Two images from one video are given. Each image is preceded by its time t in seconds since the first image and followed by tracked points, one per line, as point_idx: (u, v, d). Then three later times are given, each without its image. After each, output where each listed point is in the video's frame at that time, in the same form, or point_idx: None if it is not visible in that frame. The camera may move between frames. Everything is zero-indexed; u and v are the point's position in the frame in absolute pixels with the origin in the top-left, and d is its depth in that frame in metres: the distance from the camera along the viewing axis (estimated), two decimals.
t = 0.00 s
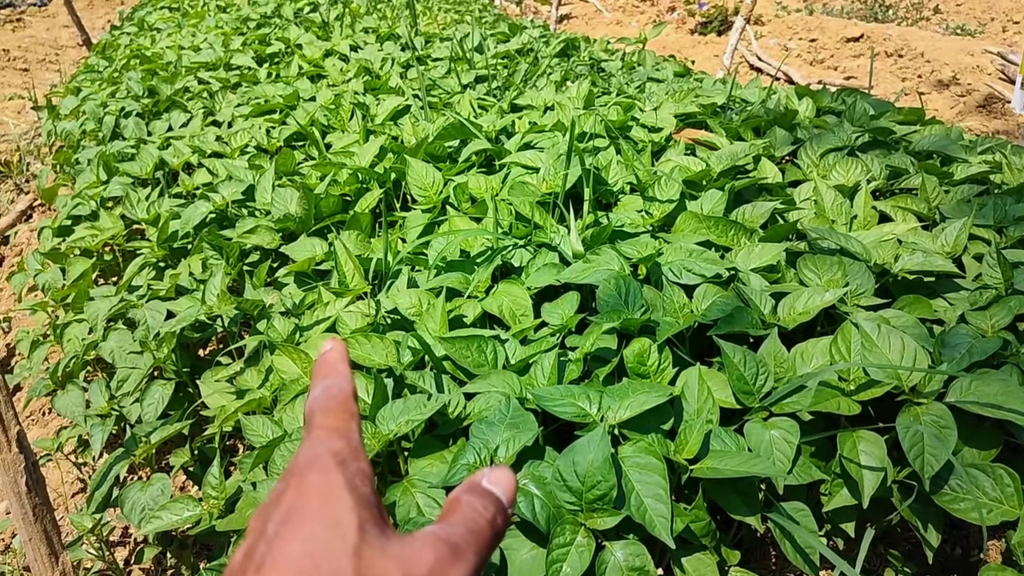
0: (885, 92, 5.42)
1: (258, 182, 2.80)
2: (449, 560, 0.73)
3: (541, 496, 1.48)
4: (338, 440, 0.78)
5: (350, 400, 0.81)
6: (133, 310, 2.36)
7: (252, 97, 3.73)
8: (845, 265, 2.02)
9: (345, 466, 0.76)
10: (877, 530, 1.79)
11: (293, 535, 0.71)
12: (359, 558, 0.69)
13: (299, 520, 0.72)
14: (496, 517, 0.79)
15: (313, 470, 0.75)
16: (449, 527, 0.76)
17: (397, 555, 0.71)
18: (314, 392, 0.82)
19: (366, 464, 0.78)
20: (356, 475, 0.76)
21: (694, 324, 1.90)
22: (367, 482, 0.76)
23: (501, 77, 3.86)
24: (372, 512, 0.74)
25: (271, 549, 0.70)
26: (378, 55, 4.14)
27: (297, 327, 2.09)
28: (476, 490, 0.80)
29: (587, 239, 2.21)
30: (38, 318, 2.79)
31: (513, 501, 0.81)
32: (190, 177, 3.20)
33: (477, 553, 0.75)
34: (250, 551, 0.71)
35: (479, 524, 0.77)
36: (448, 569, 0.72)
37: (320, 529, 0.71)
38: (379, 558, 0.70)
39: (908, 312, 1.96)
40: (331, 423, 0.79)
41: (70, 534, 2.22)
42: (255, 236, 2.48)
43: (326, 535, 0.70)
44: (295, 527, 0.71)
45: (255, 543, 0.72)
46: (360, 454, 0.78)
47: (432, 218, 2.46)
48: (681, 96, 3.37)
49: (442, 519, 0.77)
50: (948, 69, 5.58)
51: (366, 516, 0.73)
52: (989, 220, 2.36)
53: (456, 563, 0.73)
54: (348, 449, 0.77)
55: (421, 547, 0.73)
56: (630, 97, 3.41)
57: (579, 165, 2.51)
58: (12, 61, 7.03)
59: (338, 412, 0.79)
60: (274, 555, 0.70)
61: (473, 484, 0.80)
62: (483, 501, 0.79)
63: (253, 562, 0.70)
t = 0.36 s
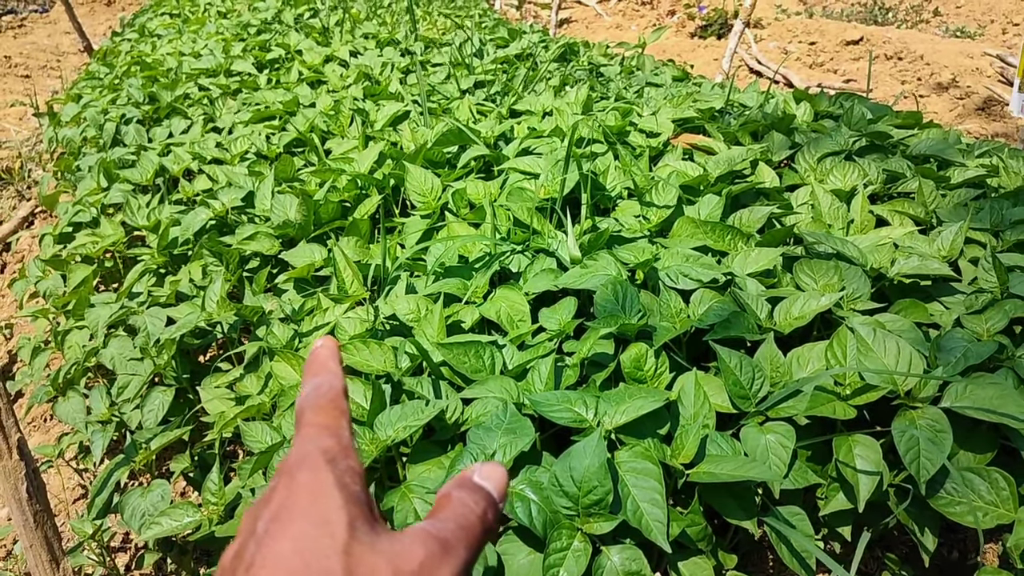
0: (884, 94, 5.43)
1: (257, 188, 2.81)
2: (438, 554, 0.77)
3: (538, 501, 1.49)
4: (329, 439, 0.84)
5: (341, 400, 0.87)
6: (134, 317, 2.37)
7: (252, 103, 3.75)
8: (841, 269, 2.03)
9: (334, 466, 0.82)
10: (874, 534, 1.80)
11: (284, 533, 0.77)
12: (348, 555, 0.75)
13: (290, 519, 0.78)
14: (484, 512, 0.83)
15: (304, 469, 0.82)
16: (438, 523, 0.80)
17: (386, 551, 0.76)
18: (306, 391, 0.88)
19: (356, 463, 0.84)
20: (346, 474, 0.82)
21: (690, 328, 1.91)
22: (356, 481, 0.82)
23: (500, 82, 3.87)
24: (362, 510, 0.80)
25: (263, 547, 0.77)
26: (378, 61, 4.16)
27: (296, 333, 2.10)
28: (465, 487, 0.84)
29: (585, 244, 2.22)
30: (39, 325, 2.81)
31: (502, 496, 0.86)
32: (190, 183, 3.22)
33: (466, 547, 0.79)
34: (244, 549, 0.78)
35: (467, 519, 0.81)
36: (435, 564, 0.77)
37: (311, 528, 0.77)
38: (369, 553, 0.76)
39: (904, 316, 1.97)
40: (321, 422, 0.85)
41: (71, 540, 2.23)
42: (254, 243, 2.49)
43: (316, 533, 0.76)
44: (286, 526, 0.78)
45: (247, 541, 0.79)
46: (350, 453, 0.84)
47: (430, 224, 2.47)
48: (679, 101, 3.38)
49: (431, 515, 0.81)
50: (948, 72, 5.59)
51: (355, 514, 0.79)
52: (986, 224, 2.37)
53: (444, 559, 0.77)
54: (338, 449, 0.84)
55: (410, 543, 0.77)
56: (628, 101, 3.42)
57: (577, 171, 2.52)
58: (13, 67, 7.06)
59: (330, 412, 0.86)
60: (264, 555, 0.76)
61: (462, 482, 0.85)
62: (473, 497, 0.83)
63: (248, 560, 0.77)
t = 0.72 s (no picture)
0: (884, 102, 5.45)
1: (259, 202, 2.82)
2: (405, 528, 0.72)
3: (540, 514, 1.50)
4: (293, 422, 0.83)
5: (306, 383, 0.88)
6: (136, 331, 2.38)
7: (253, 117, 3.77)
8: (841, 279, 2.04)
9: (298, 448, 0.81)
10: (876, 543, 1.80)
11: (248, 517, 0.75)
12: (313, 534, 0.72)
13: (253, 501, 0.76)
14: (453, 486, 0.79)
15: (268, 452, 0.80)
16: (405, 498, 0.75)
17: (352, 527, 0.72)
18: (270, 375, 0.89)
19: (322, 444, 0.83)
20: (311, 455, 0.80)
21: (691, 339, 1.91)
22: (322, 461, 0.80)
23: (499, 93, 3.88)
24: (328, 490, 0.77)
25: (228, 532, 0.75)
26: (378, 73, 4.17)
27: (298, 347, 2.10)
28: (434, 462, 0.80)
29: (585, 255, 2.23)
30: (42, 340, 2.82)
31: (472, 470, 0.82)
32: (192, 197, 3.23)
33: (436, 521, 0.74)
34: (209, 536, 0.76)
35: (436, 493, 0.76)
36: (403, 540, 0.71)
37: (275, 509, 0.75)
38: (334, 531, 0.72)
39: (904, 325, 1.97)
40: (285, 406, 0.85)
41: (75, 555, 2.23)
42: (255, 256, 2.50)
43: (280, 514, 0.74)
44: (249, 509, 0.76)
45: (213, 528, 0.77)
46: (314, 435, 0.83)
47: (431, 236, 2.47)
48: (678, 111, 3.39)
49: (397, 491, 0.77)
50: (947, 78, 5.61)
51: (320, 494, 0.76)
52: (985, 232, 2.38)
53: (412, 533, 0.72)
54: (303, 431, 0.83)
55: (375, 519, 0.72)
56: (627, 112, 3.43)
57: (577, 182, 2.53)
58: (15, 81, 7.10)
59: (295, 396, 0.86)
60: (229, 540, 0.74)
61: (430, 457, 0.81)
62: (441, 471, 0.79)
63: (213, 547, 0.75)
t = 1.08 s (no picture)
0: (884, 108, 5.46)
1: (261, 214, 2.83)
2: (402, 528, 0.68)
3: (545, 525, 1.50)
4: (285, 422, 0.78)
5: (298, 380, 0.82)
6: (140, 344, 2.38)
7: (255, 129, 3.79)
8: (844, 286, 2.04)
9: (291, 449, 0.76)
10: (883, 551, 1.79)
11: (241, 521, 0.70)
12: (307, 536, 0.68)
13: (246, 505, 0.72)
14: (451, 483, 0.73)
15: (261, 453, 0.75)
16: (403, 496, 0.71)
17: (348, 528, 0.69)
18: (262, 372, 0.83)
19: (316, 445, 0.78)
20: (304, 456, 0.76)
21: (695, 348, 1.91)
22: (316, 462, 0.76)
23: (500, 103, 3.90)
24: (323, 491, 0.73)
25: (219, 538, 0.70)
26: (379, 84, 4.19)
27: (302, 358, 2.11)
28: (431, 458, 0.75)
29: (588, 265, 2.23)
30: (46, 353, 2.82)
31: (471, 467, 0.75)
32: (195, 210, 3.24)
33: (434, 521, 0.70)
34: (201, 543, 0.71)
35: (432, 492, 0.71)
36: (399, 540, 0.67)
37: (267, 513, 0.70)
38: (329, 533, 0.68)
39: (908, 332, 1.97)
40: (277, 406, 0.79)
41: (79, 569, 2.23)
42: (258, 268, 2.50)
43: (273, 518, 0.69)
44: (242, 513, 0.71)
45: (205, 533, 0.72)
46: (308, 435, 0.78)
47: (433, 247, 2.48)
48: (679, 119, 3.40)
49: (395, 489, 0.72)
50: (947, 85, 5.62)
51: (315, 496, 0.72)
52: (987, 238, 2.38)
53: (409, 534, 0.68)
54: (295, 431, 0.78)
55: (371, 519, 0.69)
56: (628, 121, 3.44)
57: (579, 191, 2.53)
58: (18, 95, 7.13)
59: (287, 393, 0.80)
60: (222, 544, 0.69)
61: (426, 452, 0.75)
62: (440, 468, 0.73)
63: (204, 553, 0.69)
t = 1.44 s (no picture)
0: (887, 108, 5.45)
1: (263, 213, 2.83)
2: (418, 478, 0.69)
3: (548, 526, 1.49)
4: (296, 364, 0.78)
5: (310, 319, 0.82)
6: (142, 344, 2.37)
7: (257, 129, 3.79)
8: (847, 287, 2.03)
9: (300, 393, 0.76)
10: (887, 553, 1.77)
11: (248, 469, 0.72)
12: (316, 488, 0.69)
13: (254, 453, 0.73)
14: (470, 429, 0.73)
15: (269, 397, 0.76)
16: (418, 445, 0.71)
17: (361, 479, 0.70)
18: (273, 310, 0.83)
19: (327, 386, 0.78)
20: (314, 400, 0.76)
21: (698, 348, 1.90)
22: (327, 406, 0.76)
23: (503, 103, 3.89)
24: (334, 438, 0.74)
25: (226, 487, 0.72)
26: (381, 84, 4.19)
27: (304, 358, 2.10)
28: (450, 403, 0.75)
29: (590, 265, 2.23)
30: (47, 353, 2.82)
31: (490, 410, 0.76)
32: (196, 209, 3.23)
33: (451, 469, 0.71)
34: (207, 491, 0.74)
35: (450, 439, 0.72)
36: (416, 491, 0.68)
37: (277, 461, 0.72)
38: (339, 483, 0.70)
39: (911, 332, 1.96)
40: (289, 345, 0.80)
41: (80, 569, 2.23)
42: (261, 268, 2.50)
43: (282, 467, 0.71)
44: (250, 462, 0.73)
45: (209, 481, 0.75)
46: (318, 377, 0.78)
47: (435, 247, 2.48)
48: (681, 119, 3.39)
49: (410, 436, 0.73)
50: (950, 85, 5.60)
51: (327, 444, 0.73)
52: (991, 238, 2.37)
53: (426, 484, 0.69)
54: (306, 373, 0.78)
55: (385, 470, 0.70)
56: (631, 121, 3.44)
57: (581, 191, 2.52)
58: (20, 95, 7.13)
59: (299, 332, 0.81)
60: (227, 494, 0.71)
61: (446, 397, 0.75)
62: (458, 413, 0.74)
63: (211, 501, 0.72)
